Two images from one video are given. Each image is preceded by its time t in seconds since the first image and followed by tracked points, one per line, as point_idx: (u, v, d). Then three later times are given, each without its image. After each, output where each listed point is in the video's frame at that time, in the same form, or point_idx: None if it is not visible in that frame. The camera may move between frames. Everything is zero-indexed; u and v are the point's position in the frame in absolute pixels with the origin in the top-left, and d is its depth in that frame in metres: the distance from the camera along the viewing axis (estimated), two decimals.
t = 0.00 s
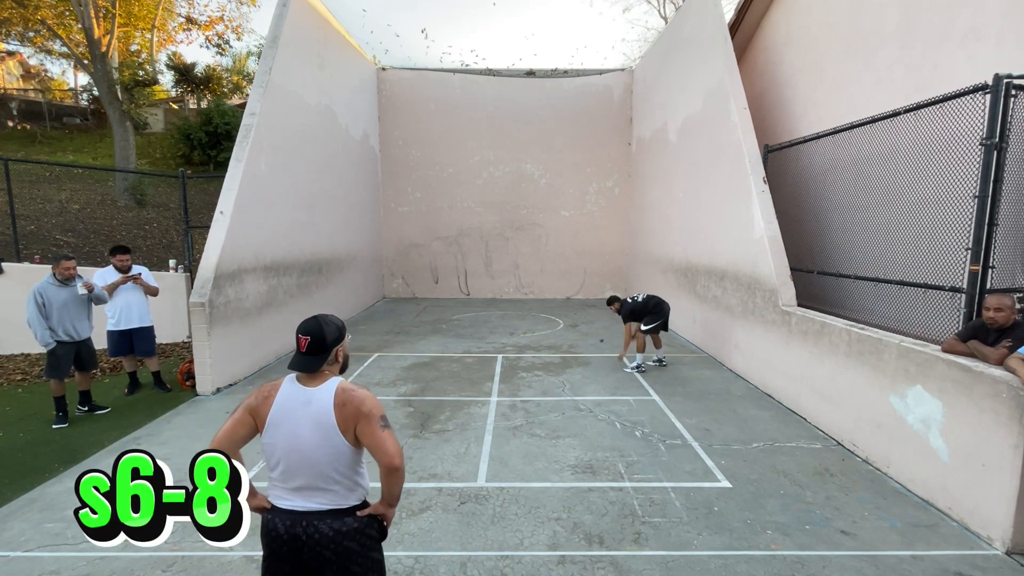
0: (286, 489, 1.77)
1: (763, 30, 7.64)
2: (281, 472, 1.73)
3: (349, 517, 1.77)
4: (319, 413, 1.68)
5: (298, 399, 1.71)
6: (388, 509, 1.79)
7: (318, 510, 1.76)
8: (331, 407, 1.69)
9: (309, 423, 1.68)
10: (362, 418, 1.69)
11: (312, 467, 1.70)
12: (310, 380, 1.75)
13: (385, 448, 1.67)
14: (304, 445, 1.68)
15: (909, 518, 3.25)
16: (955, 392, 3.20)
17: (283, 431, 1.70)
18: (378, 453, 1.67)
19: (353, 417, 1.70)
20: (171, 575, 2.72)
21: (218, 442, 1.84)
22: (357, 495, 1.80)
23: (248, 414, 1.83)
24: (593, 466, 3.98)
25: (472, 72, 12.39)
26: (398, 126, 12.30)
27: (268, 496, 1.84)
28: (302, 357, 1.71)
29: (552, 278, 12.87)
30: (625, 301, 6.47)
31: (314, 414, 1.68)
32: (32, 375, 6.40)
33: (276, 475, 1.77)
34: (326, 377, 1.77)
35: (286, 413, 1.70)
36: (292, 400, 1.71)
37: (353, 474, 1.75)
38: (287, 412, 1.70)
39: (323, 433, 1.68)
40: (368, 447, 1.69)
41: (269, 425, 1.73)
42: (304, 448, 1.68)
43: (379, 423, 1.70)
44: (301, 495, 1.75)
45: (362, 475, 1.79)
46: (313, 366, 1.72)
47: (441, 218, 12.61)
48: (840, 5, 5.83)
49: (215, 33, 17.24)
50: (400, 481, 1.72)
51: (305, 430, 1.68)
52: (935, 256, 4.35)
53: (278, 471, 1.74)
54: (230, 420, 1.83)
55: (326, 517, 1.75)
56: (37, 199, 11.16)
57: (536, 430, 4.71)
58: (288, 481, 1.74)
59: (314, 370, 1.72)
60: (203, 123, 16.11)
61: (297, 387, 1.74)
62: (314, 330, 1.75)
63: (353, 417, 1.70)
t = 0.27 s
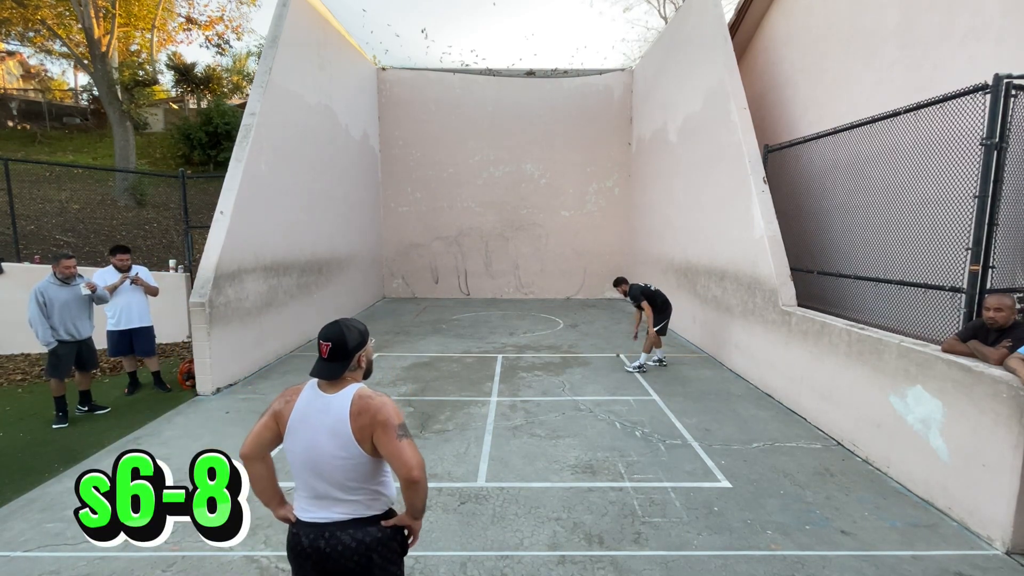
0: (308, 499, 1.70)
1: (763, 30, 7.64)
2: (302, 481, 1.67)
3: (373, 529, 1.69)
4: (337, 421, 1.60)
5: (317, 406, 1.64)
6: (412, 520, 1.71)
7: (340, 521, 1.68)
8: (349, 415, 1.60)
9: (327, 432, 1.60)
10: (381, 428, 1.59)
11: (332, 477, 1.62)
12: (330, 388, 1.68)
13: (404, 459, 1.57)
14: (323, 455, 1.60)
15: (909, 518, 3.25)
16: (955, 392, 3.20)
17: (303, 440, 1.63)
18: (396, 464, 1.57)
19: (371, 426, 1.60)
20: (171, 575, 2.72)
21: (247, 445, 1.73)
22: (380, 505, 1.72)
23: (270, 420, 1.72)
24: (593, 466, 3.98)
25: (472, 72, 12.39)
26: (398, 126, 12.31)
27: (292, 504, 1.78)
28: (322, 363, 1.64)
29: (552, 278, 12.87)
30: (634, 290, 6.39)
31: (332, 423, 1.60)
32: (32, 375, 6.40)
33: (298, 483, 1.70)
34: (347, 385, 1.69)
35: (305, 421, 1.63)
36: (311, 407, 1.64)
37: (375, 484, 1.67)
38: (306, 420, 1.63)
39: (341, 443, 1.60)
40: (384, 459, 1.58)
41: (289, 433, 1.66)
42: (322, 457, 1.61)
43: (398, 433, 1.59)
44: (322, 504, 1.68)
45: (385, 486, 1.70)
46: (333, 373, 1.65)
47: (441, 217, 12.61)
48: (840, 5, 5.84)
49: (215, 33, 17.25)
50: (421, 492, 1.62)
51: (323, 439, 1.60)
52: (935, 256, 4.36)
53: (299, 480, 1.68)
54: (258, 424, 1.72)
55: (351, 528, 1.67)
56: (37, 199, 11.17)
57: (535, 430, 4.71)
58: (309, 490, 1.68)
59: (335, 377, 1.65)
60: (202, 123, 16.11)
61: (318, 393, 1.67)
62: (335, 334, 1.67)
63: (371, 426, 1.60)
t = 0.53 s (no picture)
0: (321, 501, 1.70)
1: (763, 30, 7.64)
2: (316, 483, 1.66)
3: (385, 534, 1.69)
4: (355, 424, 1.59)
5: (336, 407, 1.63)
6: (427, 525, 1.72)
7: (352, 525, 1.67)
8: (367, 418, 1.59)
9: (347, 434, 1.59)
10: (400, 433, 1.59)
11: (348, 480, 1.62)
12: (348, 389, 1.67)
13: (424, 466, 1.58)
14: (340, 457, 1.60)
15: (909, 518, 3.25)
16: (955, 392, 3.20)
17: (319, 442, 1.62)
18: (416, 469, 1.58)
19: (392, 430, 1.60)
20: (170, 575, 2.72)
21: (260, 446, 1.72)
22: (393, 509, 1.71)
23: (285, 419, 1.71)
24: (593, 466, 3.98)
25: (472, 71, 12.39)
26: (398, 126, 12.30)
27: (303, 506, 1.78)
28: (340, 364, 1.63)
29: (552, 278, 12.87)
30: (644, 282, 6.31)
31: (350, 426, 1.59)
32: (31, 375, 6.40)
33: (311, 485, 1.69)
34: (365, 387, 1.68)
35: (322, 423, 1.62)
36: (330, 409, 1.63)
37: (391, 487, 1.67)
38: (323, 421, 1.62)
39: (359, 446, 1.59)
40: (405, 464, 1.59)
41: (305, 434, 1.65)
42: (339, 460, 1.60)
43: (419, 438, 1.60)
44: (335, 508, 1.68)
45: (399, 490, 1.70)
46: (351, 375, 1.64)
47: (441, 217, 12.61)
48: (840, 5, 5.84)
49: (215, 33, 17.24)
50: (439, 498, 1.63)
51: (343, 441, 1.59)
52: (935, 256, 4.36)
53: (313, 482, 1.67)
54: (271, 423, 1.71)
55: (362, 533, 1.67)
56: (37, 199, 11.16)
57: (535, 430, 4.71)
58: (323, 493, 1.67)
59: (352, 379, 1.64)
60: (202, 123, 16.11)
61: (336, 394, 1.66)
62: (353, 336, 1.66)
63: (391, 430, 1.60)
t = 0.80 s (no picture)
0: (325, 506, 1.68)
1: (763, 30, 7.65)
2: (321, 486, 1.65)
3: (390, 534, 1.69)
4: (366, 426, 1.60)
5: (345, 409, 1.64)
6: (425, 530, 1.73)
7: (358, 528, 1.67)
8: (378, 420, 1.61)
9: (356, 435, 1.60)
10: (411, 436, 1.62)
11: (356, 483, 1.62)
12: (357, 391, 1.68)
13: (433, 469, 1.61)
14: (349, 459, 1.60)
15: (909, 518, 3.25)
16: (955, 392, 3.20)
17: (327, 444, 1.62)
18: (426, 473, 1.61)
19: (401, 433, 1.62)
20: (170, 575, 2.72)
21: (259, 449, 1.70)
22: (398, 510, 1.73)
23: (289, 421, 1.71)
24: (593, 466, 3.98)
25: (472, 71, 12.39)
26: (398, 126, 12.31)
27: (302, 511, 1.74)
28: (351, 366, 1.65)
29: (552, 278, 12.87)
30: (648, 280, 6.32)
31: (360, 427, 1.60)
32: (31, 375, 6.40)
33: (314, 489, 1.67)
34: (374, 390, 1.70)
35: (331, 424, 1.62)
36: (339, 410, 1.63)
37: (396, 489, 1.68)
38: (331, 423, 1.62)
39: (369, 448, 1.60)
40: (414, 466, 1.62)
41: (312, 436, 1.64)
42: (348, 462, 1.60)
43: (428, 442, 1.64)
44: (339, 511, 1.67)
45: (403, 492, 1.71)
46: (361, 377, 1.65)
47: (441, 217, 12.61)
48: (840, 5, 5.84)
49: (215, 33, 17.24)
50: (444, 503, 1.66)
51: (351, 443, 1.60)
52: (935, 256, 4.36)
53: (318, 486, 1.65)
54: (274, 424, 1.70)
55: (369, 534, 1.67)
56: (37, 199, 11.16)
57: (535, 430, 4.71)
58: (327, 496, 1.65)
59: (363, 381, 1.66)
60: (202, 123, 16.11)
61: (345, 395, 1.67)
62: (365, 338, 1.68)
63: (401, 433, 1.63)
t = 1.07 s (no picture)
0: (319, 506, 1.66)
1: (763, 30, 7.65)
2: (317, 487, 1.63)
3: (386, 531, 1.69)
4: (363, 424, 1.61)
5: (339, 407, 1.64)
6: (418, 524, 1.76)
7: (354, 526, 1.66)
8: (375, 416, 1.63)
9: (353, 433, 1.60)
10: (408, 431, 1.65)
11: (354, 481, 1.61)
12: (349, 390, 1.68)
13: (430, 463, 1.65)
14: (346, 457, 1.60)
15: (909, 518, 3.25)
16: (955, 392, 3.20)
17: (323, 445, 1.60)
18: (423, 466, 1.66)
19: (398, 429, 1.65)
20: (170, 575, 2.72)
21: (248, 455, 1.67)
22: (392, 506, 1.74)
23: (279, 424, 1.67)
24: (593, 466, 3.98)
25: (472, 71, 12.39)
26: (398, 126, 12.31)
27: (294, 515, 1.71)
28: (343, 365, 1.65)
29: (552, 278, 12.87)
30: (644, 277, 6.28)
31: (357, 425, 1.60)
32: (31, 375, 6.39)
33: (308, 491, 1.65)
34: (366, 388, 1.71)
35: (326, 424, 1.61)
36: (333, 409, 1.63)
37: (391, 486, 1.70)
38: (325, 423, 1.61)
39: (367, 444, 1.61)
40: (411, 460, 1.66)
41: (306, 437, 1.62)
42: (346, 461, 1.60)
43: (425, 436, 1.68)
44: (335, 512, 1.65)
45: (399, 489, 1.72)
46: (353, 376, 1.66)
47: (441, 217, 12.61)
48: (840, 5, 5.84)
49: (215, 33, 17.24)
50: (438, 498, 1.69)
51: (348, 441, 1.60)
52: (934, 256, 4.36)
53: (313, 487, 1.63)
54: (265, 428, 1.67)
55: (365, 531, 1.66)
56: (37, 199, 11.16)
57: (535, 430, 4.71)
58: (323, 498, 1.64)
59: (356, 379, 1.66)
60: (202, 123, 16.11)
61: (337, 395, 1.66)
62: (357, 337, 1.69)
63: (399, 428, 1.65)
